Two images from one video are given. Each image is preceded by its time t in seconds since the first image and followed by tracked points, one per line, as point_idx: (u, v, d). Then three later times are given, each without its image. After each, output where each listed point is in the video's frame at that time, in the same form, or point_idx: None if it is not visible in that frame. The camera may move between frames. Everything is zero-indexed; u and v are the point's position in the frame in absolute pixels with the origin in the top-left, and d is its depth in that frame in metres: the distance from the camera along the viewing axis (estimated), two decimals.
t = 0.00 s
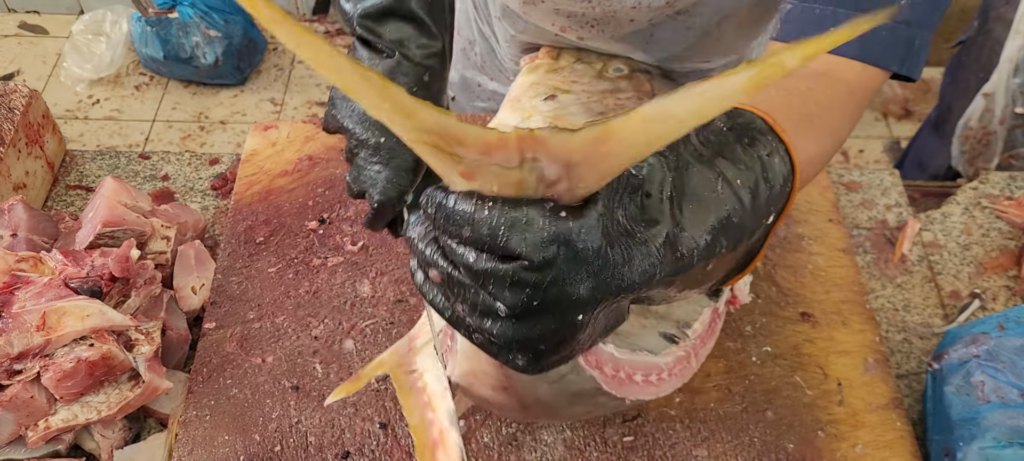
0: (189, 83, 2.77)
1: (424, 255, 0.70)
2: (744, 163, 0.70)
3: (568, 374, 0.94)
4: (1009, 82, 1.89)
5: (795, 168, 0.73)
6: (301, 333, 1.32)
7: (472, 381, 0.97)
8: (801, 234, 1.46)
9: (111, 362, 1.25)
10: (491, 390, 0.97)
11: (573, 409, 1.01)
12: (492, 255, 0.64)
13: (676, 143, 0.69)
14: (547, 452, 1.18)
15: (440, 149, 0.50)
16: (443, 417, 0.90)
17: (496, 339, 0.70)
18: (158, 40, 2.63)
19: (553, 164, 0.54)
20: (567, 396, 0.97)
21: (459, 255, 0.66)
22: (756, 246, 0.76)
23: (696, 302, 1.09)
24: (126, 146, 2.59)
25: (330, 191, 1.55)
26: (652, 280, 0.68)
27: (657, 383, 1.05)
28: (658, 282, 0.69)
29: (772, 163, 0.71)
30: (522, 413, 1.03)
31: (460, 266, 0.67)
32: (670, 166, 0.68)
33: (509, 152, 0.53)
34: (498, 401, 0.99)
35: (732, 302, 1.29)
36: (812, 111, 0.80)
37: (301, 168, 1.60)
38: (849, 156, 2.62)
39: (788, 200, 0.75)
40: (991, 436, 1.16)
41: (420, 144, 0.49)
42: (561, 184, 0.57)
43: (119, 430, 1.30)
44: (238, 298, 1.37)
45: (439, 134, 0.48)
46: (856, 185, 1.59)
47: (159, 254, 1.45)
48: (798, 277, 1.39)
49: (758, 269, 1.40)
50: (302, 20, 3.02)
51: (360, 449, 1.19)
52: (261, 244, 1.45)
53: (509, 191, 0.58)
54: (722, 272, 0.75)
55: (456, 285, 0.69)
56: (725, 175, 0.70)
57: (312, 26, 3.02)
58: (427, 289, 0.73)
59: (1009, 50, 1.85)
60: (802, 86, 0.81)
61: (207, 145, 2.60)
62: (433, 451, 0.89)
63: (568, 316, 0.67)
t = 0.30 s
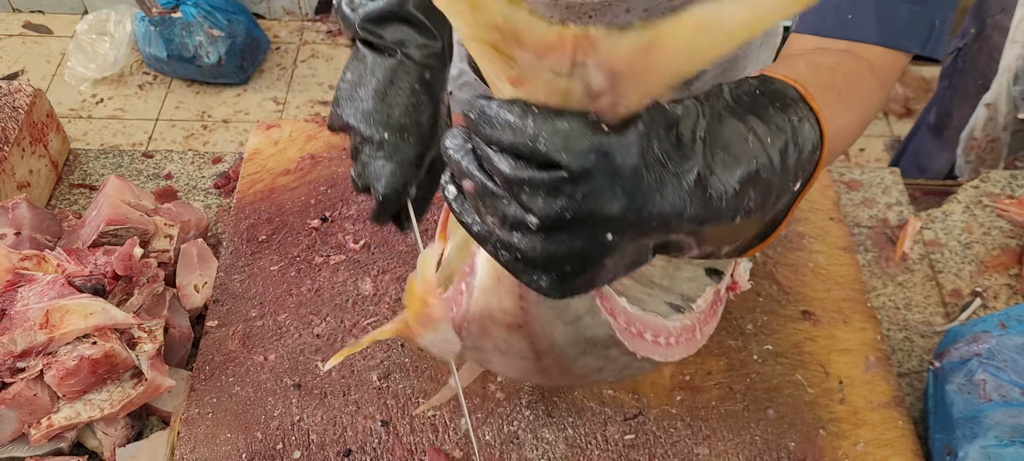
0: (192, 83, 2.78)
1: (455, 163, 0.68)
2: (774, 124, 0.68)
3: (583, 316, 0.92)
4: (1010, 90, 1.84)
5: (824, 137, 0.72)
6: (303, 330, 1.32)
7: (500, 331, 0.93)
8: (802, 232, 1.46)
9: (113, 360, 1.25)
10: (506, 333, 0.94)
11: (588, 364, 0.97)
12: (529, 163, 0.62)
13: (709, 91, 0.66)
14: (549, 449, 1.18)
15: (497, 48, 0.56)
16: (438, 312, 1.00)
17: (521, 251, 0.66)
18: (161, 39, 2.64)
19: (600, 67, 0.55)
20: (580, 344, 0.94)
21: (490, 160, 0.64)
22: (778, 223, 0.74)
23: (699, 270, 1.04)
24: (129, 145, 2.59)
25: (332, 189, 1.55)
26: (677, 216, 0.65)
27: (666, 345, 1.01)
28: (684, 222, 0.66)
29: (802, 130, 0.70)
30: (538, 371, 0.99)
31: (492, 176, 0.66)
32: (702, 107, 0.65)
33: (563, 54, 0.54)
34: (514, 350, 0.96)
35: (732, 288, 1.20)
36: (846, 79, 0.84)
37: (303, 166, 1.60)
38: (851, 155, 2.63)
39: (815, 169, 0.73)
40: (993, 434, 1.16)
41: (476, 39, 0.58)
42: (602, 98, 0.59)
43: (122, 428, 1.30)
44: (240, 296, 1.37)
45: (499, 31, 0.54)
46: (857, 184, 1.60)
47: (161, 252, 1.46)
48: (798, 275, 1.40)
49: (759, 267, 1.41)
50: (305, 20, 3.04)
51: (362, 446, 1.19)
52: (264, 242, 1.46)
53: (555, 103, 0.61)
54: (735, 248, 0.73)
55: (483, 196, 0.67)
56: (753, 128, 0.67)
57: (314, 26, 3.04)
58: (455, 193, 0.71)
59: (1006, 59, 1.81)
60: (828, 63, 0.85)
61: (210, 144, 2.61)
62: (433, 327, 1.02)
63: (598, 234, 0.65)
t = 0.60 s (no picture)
0: (192, 80, 2.78)
1: (467, 74, 0.67)
2: (776, 83, 0.71)
3: (586, 255, 0.84)
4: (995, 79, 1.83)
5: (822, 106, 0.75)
6: (306, 329, 1.32)
7: (494, 265, 0.82)
8: (804, 231, 1.46)
9: (115, 359, 1.25)
10: (505, 272, 0.82)
11: (586, 318, 0.89)
12: (549, 64, 0.62)
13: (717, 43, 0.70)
14: (551, 448, 1.18)
15: None
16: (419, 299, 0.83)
17: (529, 156, 0.65)
18: (162, 37, 2.63)
19: None
20: (584, 290, 0.86)
21: (508, 64, 0.64)
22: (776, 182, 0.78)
23: (700, 252, 1.09)
24: (130, 143, 2.59)
25: (335, 188, 1.55)
26: (687, 141, 0.67)
27: (669, 308, 1.00)
28: (691, 147, 0.67)
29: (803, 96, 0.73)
30: (541, 338, 0.91)
31: (507, 80, 0.65)
32: (709, 50, 0.69)
33: None
34: (512, 293, 0.84)
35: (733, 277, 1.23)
36: (839, 55, 0.87)
37: (305, 165, 1.60)
38: (852, 153, 2.63)
39: (812, 136, 0.76)
40: (994, 433, 1.16)
41: None
42: None
43: (123, 426, 1.30)
44: (242, 295, 1.37)
45: None
46: (859, 183, 1.60)
47: (163, 251, 1.46)
48: (800, 274, 1.40)
49: (761, 266, 1.41)
50: (306, 18, 3.03)
51: (364, 445, 1.19)
52: (266, 241, 1.46)
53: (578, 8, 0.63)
54: (730, 199, 0.73)
55: (495, 102, 0.65)
56: (753, 78, 0.71)
57: (315, 24, 3.03)
58: (462, 110, 0.68)
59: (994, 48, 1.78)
60: (827, 41, 0.88)
61: (211, 142, 2.60)
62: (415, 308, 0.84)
63: (609, 143, 0.65)
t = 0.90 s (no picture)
0: (191, 80, 2.78)
1: None
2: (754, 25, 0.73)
3: (567, 181, 0.75)
4: (972, 82, 1.83)
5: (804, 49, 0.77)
6: (306, 329, 1.32)
7: (472, 196, 0.72)
8: (803, 231, 1.47)
9: (115, 358, 1.25)
10: (486, 203, 0.73)
11: (568, 257, 0.82)
12: None
13: None
14: (551, 447, 1.18)
15: None
16: (415, 391, 0.81)
17: (500, 56, 0.59)
18: (162, 37, 2.63)
19: None
20: (565, 222, 0.78)
21: None
22: (751, 123, 0.77)
23: (690, 230, 1.09)
24: (129, 143, 2.59)
25: (335, 188, 1.55)
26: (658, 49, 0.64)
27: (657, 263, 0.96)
28: (662, 59, 0.65)
29: (787, 40, 0.75)
30: (522, 283, 0.84)
31: None
32: None
33: None
34: (493, 228, 0.75)
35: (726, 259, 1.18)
36: (825, 22, 1.15)
37: (305, 164, 1.60)
38: (850, 154, 2.64)
39: (797, 84, 0.77)
40: (992, 433, 1.17)
41: None
42: None
43: (123, 426, 1.30)
44: (242, 294, 1.37)
45: None
46: (857, 183, 1.61)
47: (163, 251, 1.46)
48: (800, 274, 1.40)
49: (760, 265, 1.41)
50: (306, 18, 3.03)
51: (364, 444, 1.19)
52: (266, 240, 1.46)
53: None
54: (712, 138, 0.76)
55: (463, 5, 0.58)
56: (725, 9, 0.72)
57: (315, 24, 3.03)
58: (437, 29, 0.61)
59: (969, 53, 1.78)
60: None
61: (210, 142, 2.60)
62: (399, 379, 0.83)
63: (578, 38, 0.60)
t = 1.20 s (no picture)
0: (195, 79, 2.79)
1: None
2: (807, 35, 0.80)
3: (631, 192, 0.78)
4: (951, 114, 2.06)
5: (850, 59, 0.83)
6: (305, 328, 1.33)
7: (533, 205, 0.77)
8: (803, 230, 1.46)
9: (116, 357, 1.26)
10: (547, 213, 0.77)
11: (625, 264, 0.84)
12: None
13: None
14: (550, 447, 1.18)
15: None
16: (461, 406, 0.90)
17: (577, 78, 0.63)
18: (163, 36, 2.64)
19: None
20: (624, 231, 0.81)
21: None
22: (797, 133, 0.85)
23: (713, 231, 1.09)
24: (132, 142, 2.60)
25: (334, 187, 1.55)
26: (732, 73, 0.69)
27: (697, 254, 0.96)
28: (734, 80, 0.70)
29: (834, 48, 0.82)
30: (573, 289, 0.86)
31: None
32: None
33: None
34: (551, 237, 0.79)
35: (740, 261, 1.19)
36: (861, 21, 1.04)
37: (305, 163, 1.60)
38: (853, 153, 2.63)
39: (842, 90, 0.85)
40: (993, 433, 1.16)
41: None
42: None
43: (124, 424, 1.31)
44: (242, 293, 1.38)
45: None
46: (858, 182, 1.61)
47: (164, 249, 1.46)
48: (800, 273, 1.40)
49: (760, 264, 1.41)
50: (307, 17, 3.03)
51: (363, 443, 1.19)
52: (266, 240, 1.46)
53: None
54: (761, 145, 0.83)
55: (540, 22, 0.63)
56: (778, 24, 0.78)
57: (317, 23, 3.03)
58: (506, 37, 0.65)
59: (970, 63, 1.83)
60: None
61: (213, 141, 2.61)
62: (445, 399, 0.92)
63: (658, 64, 0.63)
